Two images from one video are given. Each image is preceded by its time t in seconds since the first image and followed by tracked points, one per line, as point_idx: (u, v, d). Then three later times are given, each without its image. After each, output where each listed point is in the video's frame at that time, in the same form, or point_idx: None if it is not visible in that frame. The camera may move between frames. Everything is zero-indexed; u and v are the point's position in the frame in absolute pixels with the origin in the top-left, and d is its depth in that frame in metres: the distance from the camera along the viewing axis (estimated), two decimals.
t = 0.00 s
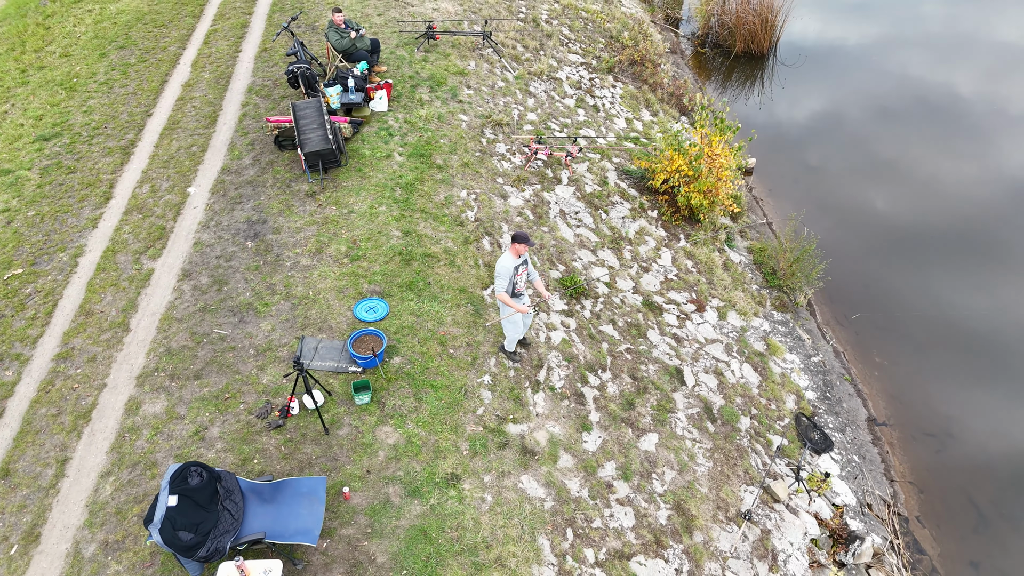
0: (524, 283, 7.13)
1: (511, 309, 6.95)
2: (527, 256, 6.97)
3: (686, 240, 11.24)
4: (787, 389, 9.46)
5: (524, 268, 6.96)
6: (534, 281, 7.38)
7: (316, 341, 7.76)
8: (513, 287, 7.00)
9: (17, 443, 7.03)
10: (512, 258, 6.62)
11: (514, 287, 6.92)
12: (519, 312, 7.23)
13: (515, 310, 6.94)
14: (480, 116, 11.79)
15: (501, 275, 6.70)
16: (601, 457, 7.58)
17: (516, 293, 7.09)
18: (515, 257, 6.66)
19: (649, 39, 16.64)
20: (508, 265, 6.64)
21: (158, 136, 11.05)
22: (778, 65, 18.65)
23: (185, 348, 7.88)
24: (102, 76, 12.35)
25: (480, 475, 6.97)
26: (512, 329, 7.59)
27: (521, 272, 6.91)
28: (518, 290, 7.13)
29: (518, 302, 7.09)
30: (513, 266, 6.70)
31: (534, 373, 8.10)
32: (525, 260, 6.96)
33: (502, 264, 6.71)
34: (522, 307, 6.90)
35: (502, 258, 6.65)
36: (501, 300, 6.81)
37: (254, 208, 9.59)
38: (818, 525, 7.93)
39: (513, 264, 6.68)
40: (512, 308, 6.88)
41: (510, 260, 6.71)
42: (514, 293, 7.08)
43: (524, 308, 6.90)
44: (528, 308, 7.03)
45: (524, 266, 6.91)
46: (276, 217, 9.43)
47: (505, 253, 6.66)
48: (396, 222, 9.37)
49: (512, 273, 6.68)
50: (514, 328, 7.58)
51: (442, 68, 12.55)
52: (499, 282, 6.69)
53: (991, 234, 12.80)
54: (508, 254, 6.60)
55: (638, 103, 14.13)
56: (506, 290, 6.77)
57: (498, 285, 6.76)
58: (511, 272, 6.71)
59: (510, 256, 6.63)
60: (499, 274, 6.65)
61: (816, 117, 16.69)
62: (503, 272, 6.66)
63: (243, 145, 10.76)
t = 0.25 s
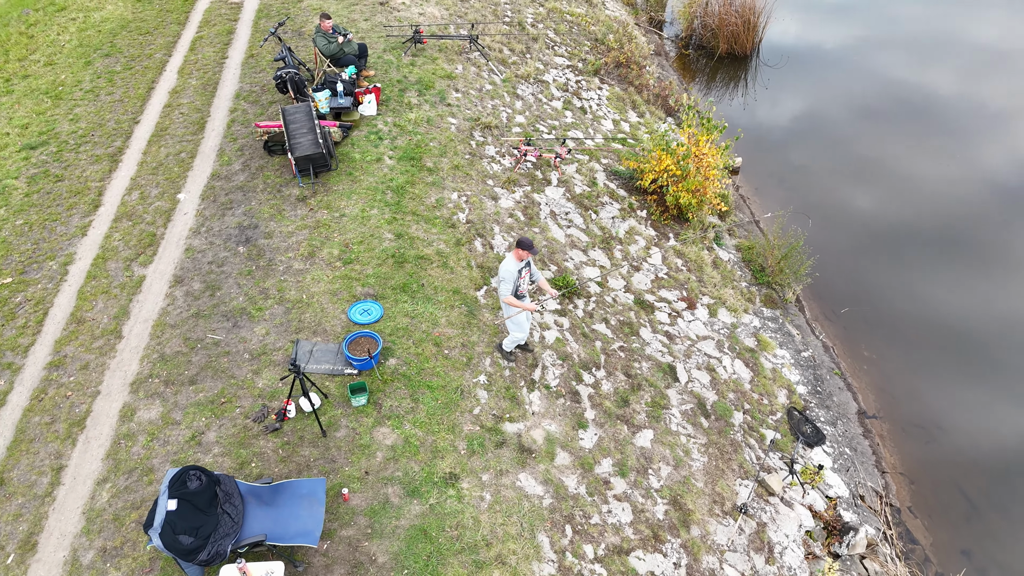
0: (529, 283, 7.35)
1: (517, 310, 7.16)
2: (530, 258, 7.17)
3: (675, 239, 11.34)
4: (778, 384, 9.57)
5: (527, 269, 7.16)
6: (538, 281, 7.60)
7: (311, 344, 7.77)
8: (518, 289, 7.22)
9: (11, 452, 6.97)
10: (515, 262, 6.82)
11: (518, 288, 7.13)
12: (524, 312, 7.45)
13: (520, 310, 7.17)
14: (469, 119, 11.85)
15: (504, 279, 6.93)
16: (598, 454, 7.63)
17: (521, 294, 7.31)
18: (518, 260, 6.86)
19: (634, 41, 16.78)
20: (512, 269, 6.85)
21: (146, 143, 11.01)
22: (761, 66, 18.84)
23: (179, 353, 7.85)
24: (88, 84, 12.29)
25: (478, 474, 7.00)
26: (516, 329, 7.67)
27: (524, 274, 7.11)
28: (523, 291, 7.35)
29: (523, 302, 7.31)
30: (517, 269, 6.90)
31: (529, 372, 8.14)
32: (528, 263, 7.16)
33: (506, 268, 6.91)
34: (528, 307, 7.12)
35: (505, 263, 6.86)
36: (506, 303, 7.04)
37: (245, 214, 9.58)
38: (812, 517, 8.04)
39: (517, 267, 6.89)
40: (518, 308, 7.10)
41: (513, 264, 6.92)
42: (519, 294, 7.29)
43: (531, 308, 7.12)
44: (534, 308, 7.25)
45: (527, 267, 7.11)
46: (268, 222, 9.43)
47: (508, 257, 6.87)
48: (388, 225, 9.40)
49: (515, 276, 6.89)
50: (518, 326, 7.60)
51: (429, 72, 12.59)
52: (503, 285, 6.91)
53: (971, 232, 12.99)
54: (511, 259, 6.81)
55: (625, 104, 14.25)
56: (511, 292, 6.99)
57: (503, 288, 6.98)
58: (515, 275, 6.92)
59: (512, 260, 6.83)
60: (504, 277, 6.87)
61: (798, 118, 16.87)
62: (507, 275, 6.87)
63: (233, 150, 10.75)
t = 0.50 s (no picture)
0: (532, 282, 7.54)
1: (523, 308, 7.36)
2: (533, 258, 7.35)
3: (664, 237, 11.44)
4: (769, 378, 9.68)
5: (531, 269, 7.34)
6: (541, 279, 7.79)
7: (306, 347, 7.76)
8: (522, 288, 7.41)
9: (5, 462, 6.91)
10: (519, 262, 7.01)
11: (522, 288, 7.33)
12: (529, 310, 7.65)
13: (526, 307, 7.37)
14: (456, 121, 11.89)
15: (508, 279, 7.14)
16: (595, 450, 7.69)
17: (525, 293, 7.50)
18: (522, 261, 7.04)
19: (617, 42, 16.91)
20: (516, 269, 7.03)
21: (133, 150, 10.95)
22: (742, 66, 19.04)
23: (173, 359, 7.82)
24: (72, 92, 12.20)
25: (476, 472, 7.02)
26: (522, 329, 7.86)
27: (528, 274, 7.30)
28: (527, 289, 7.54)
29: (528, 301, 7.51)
30: (521, 269, 7.09)
31: (524, 370, 8.19)
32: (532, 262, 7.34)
33: (510, 269, 7.10)
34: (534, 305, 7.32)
35: (509, 263, 7.04)
36: (512, 301, 7.24)
37: (235, 218, 9.56)
38: (806, 508, 8.14)
39: (520, 268, 7.07)
40: (523, 306, 7.30)
41: (517, 264, 7.10)
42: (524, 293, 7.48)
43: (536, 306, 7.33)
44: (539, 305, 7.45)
45: (531, 267, 7.30)
46: (258, 226, 9.41)
47: (511, 258, 7.05)
48: (379, 227, 9.42)
49: (520, 275, 7.08)
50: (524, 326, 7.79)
51: (416, 76, 12.62)
52: (508, 285, 7.10)
53: (949, 229, 13.22)
54: (515, 259, 6.99)
55: (610, 105, 14.36)
56: (516, 291, 7.18)
57: (508, 288, 7.17)
58: (519, 275, 7.11)
59: (516, 260, 7.01)
60: (508, 278, 7.09)
61: (776, 119, 17.07)
62: (512, 276, 7.06)
63: (221, 156, 10.72)
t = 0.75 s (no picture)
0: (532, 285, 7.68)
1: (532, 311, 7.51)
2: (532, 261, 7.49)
3: (651, 235, 11.56)
4: (758, 371, 9.82)
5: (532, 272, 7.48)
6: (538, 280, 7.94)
7: (301, 350, 7.76)
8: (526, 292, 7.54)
9: None
10: (523, 268, 7.14)
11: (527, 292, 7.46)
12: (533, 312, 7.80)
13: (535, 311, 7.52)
14: (442, 124, 11.94)
15: (515, 287, 7.24)
16: (591, 445, 7.76)
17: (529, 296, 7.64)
18: (525, 266, 7.18)
19: (597, 44, 17.05)
20: (521, 275, 7.16)
21: (116, 158, 10.87)
22: (719, 66, 19.28)
23: (166, 366, 7.77)
24: (52, 101, 12.08)
25: (475, 470, 7.06)
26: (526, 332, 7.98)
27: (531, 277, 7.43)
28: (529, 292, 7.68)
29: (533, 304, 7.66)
30: (526, 274, 7.22)
31: (519, 368, 8.24)
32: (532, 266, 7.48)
33: (515, 276, 7.21)
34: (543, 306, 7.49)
35: (514, 271, 7.16)
36: (522, 307, 7.37)
37: (224, 224, 9.53)
38: (800, 497, 8.27)
39: (525, 273, 7.21)
40: (533, 310, 7.45)
41: (521, 271, 7.23)
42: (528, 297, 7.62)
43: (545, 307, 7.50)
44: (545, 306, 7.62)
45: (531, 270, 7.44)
46: (247, 232, 9.38)
47: (514, 265, 7.16)
48: (369, 230, 9.43)
49: (526, 281, 7.22)
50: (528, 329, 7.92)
51: (400, 79, 12.65)
52: (516, 293, 7.23)
53: (922, 223, 13.49)
54: (519, 266, 7.11)
55: (593, 106, 14.49)
56: (524, 297, 7.31)
57: (517, 295, 7.29)
58: (525, 281, 7.24)
59: (521, 267, 7.14)
60: (514, 286, 7.19)
61: (751, 118, 17.30)
62: (519, 283, 7.18)
63: (206, 162, 10.67)
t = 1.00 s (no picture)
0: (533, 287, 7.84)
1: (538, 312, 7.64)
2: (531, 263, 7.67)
3: (638, 232, 11.66)
4: (749, 363, 9.94)
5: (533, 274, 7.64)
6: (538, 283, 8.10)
7: (296, 353, 7.75)
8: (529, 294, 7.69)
9: None
10: (525, 269, 7.30)
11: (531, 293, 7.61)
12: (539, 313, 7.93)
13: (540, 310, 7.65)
14: (428, 125, 11.97)
15: (519, 289, 7.38)
16: (587, 439, 7.82)
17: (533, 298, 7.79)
18: (527, 267, 7.33)
19: (579, 44, 17.17)
20: (524, 277, 7.32)
21: (101, 165, 10.78)
22: (699, 65, 19.48)
23: (159, 372, 7.72)
24: (33, 110, 11.95)
25: (475, 467, 7.09)
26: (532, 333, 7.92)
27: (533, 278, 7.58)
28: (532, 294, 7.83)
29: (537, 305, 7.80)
30: (528, 275, 7.38)
31: (514, 366, 8.29)
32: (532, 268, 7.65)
33: (517, 279, 7.36)
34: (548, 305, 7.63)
35: (516, 274, 7.31)
36: (528, 308, 7.50)
37: (213, 229, 9.49)
38: (793, 486, 8.42)
39: (527, 274, 7.36)
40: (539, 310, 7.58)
41: (522, 273, 7.39)
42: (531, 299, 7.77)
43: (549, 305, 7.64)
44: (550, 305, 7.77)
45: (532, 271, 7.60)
46: (237, 236, 9.35)
47: (515, 268, 7.33)
48: (360, 232, 9.44)
49: (530, 282, 7.37)
50: (534, 330, 7.88)
51: (385, 82, 12.67)
52: (522, 295, 7.37)
53: (898, 218, 13.74)
54: (520, 268, 7.27)
55: (577, 106, 14.59)
56: (529, 298, 7.45)
57: (522, 298, 7.43)
58: (528, 282, 7.39)
59: (522, 269, 7.30)
60: (518, 288, 7.34)
61: (728, 118, 17.47)
62: (523, 285, 7.33)
63: (193, 168, 10.62)
